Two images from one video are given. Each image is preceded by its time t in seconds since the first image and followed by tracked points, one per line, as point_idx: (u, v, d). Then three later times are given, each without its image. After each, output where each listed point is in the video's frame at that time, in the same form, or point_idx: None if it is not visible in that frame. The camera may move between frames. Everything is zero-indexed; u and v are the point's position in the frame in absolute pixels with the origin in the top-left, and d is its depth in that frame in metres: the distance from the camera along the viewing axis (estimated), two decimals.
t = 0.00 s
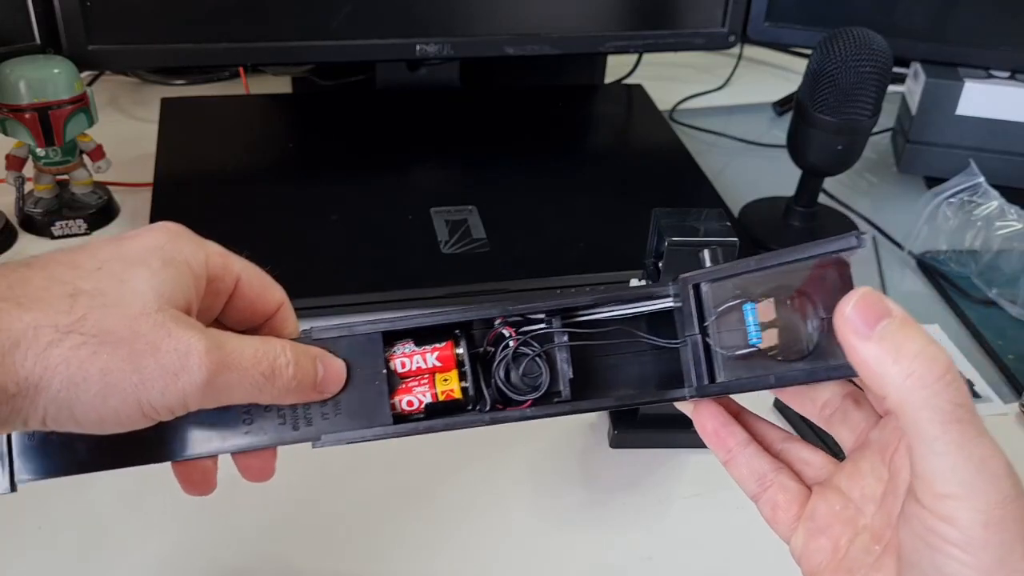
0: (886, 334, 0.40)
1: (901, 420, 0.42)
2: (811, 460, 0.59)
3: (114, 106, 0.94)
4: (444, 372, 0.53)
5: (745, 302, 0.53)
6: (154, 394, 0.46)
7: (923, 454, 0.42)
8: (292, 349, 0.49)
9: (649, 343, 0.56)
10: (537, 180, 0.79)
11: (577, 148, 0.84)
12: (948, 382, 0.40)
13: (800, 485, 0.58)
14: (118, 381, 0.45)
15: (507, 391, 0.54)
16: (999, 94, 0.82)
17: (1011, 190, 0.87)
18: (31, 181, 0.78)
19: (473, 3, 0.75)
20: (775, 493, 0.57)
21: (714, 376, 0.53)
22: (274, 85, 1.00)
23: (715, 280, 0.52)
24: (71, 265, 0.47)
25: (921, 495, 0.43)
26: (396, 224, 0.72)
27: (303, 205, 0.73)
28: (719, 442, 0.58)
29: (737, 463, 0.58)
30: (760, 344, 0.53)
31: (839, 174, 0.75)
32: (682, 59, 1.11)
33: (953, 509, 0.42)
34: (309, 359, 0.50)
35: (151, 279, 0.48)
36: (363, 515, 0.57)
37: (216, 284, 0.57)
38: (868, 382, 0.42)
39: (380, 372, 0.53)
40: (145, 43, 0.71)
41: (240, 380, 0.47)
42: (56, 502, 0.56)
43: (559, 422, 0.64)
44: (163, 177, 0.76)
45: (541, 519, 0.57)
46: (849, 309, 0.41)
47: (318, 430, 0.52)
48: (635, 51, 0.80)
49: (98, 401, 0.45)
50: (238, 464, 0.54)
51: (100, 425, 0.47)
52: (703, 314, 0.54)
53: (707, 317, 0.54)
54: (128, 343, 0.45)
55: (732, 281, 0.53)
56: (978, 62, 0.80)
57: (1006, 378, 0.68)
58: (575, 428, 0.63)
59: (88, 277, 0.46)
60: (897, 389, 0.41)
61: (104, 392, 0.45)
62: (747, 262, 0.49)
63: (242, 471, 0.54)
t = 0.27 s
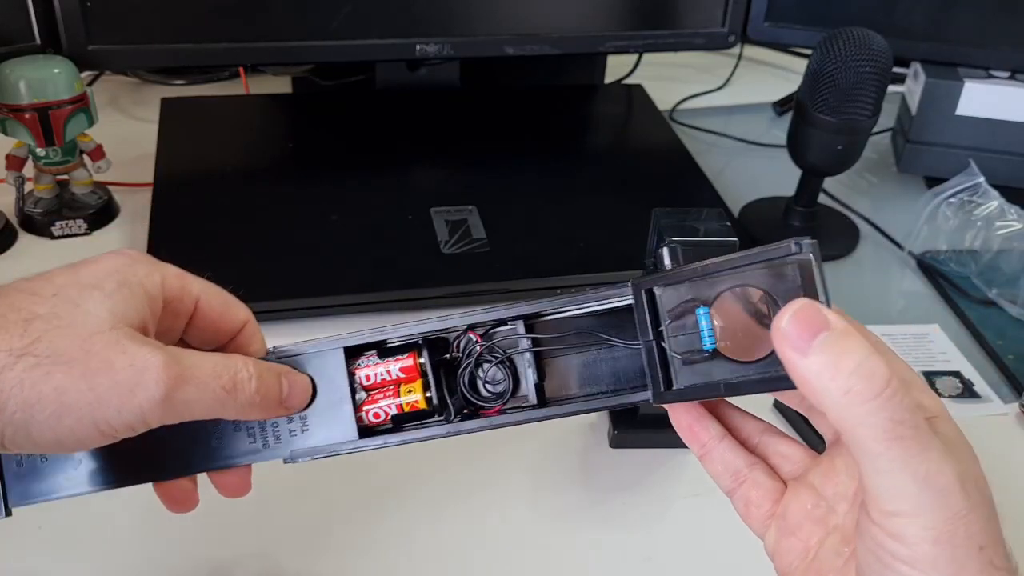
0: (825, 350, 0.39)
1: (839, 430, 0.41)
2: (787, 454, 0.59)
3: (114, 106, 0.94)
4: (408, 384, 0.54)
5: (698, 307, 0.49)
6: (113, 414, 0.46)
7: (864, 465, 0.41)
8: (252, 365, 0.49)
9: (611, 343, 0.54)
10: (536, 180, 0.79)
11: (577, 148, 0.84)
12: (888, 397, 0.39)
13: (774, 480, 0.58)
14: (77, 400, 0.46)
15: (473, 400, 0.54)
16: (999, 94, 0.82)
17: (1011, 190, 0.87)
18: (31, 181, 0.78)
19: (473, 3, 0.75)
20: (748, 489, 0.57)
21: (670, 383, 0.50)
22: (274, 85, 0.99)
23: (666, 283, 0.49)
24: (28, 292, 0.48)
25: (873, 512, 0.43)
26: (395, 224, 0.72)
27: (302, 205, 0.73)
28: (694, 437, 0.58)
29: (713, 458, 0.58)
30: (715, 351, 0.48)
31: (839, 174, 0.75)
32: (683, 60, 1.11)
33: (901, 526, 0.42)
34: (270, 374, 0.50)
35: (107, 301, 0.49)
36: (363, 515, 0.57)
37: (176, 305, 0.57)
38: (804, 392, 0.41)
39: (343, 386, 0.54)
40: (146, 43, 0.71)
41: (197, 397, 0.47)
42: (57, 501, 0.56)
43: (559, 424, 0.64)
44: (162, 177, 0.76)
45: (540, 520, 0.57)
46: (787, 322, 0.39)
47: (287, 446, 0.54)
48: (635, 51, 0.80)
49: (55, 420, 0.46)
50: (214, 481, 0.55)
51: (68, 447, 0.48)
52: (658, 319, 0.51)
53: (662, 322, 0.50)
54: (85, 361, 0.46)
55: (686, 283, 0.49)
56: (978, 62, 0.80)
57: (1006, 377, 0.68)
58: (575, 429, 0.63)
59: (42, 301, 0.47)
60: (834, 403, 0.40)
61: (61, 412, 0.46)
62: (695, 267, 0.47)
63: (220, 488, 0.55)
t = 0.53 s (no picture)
0: (816, 348, 0.39)
1: (830, 431, 0.41)
2: (784, 462, 0.60)
3: (114, 106, 0.94)
4: (403, 389, 0.54)
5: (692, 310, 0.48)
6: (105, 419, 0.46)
7: (853, 469, 0.41)
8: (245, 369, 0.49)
9: (603, 347, 0.55)
10: (536, 180, 0.79)
11: (577, 148, 0.84)
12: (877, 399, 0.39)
13: (766, 490, 0.58)
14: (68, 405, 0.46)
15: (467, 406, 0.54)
16: (999, 95, 0.82)
17: (1011, 191, 0.87)
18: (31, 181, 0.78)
19: (474, 3, 0.75)
20: (741, 496, 0.57)
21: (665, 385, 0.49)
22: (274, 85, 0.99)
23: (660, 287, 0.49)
24: (17, 295, 0.47)
25: (857, 513, 0.43)
26: (396, 224, 0.72)
27: (302, 205, 0.73)
28: (688, 442, 0.59)
29: (706, 463, 0.58)
30: (710, 354, 0.48)
31: (839, 174, 0.75)
32: (683, 60, 1.11)
33: (887, 530, 0.42)
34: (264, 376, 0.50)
35: (96, 305, 0.48)
36: (360, 515, 0.57)
37: (166, 306, 0.57)
38: (796, 392, 0.42)
39: (337, 388, 0.55)
40: (146, 43, 0.71)
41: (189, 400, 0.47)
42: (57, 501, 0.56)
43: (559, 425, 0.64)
44: (162, 177, 0.75)
45: (539, 520, 0.57)
46: (779, 320, 0.39)
47: (281, 449, 0.54)
48: (635, 52, 0.80)
49: (46, 425, 0.46)
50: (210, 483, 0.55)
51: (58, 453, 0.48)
52: (653, 321, 0.50)
53: (657, 324, 0.50)
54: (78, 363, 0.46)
55: (679, 286, 0.49)
56: (978, 62, 0.80)
57: (1005, 377, 0.68)
58: (575, 429, 0.63)
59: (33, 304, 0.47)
60: (824, 403, 0.40)
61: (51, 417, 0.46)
62: (688, 269, 0.47)
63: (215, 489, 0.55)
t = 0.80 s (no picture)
0: (832, 348, 0.39)
1: (843, 430, 0.42)
2: (789, 470, 0.59)
3: (114, 105, 0.94)
4: (412, 388, 0.54)
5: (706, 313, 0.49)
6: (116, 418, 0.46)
7: (864, 467, 0.42)
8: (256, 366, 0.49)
9: (613, 351, 0.55)
10: (536, 180, 0.79)
11: (577, 148, 0.84)
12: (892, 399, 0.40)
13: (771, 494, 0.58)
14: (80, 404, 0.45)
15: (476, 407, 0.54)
16: (999, 95, 0.82)
17: (1011, 191, 0.87)
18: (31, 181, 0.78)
19: (474, 3, 0.75)
20: (746, 501, 0.57)
21: (677, 389, 0.50)
22: (274, 85, 0.99)
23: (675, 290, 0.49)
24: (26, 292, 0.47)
25: (868, 512, 0.44)
26: (396, 224, 0.72)
27: (303, 205, 0.73)
28: (693, 447, 0.58)
29: (710, 468, 0.58)
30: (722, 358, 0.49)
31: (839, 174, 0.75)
32: (683, 59, 1.11)
33: (898, 530, 0.42)
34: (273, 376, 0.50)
35: (107, 303, 0.48)
36: (363, 516, 0.57)
37: (176, 303, 0.57)
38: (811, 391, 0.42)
39: (348, 386, 0.54)
40: (146, 43, 0.71)
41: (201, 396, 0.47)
42: (58, 500, 0.56)
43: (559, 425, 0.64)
44: (163, 177, 0.75)
45: (540, 520, 0.57)
46: (796, 320, 0.40)
47: (288, 447, 0.54)
48: (635, 52, 0.80)
49: (58, 424, 0.46)
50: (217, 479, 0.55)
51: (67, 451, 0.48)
52: (666, 324, 0.51)
53: (669, 327, 0.50)
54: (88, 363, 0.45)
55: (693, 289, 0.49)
56: (978, 62, 0.80)
57: (1005, 376, 0.68)
58: (575, 429, 0.63)
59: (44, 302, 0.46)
60: (839, 401, 0.40)
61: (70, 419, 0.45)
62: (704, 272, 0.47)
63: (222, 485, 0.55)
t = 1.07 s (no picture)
0: (841, 346, 0.40)
1: (852, 429, 0.42)
2: (797, 463, 0.59)
3: (114, 105, 0.94)
4: (418, 382, 0.53)
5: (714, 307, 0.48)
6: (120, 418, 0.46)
7: (872, 466, 0.42)
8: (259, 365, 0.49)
9: (620, 343, 0.55)
10: (536, 180, 0.79)
11: (577, 148, 0.84)
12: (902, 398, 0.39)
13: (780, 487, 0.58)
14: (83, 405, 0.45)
15: (482, 399, 0.54)
16: (999, 95, 0.82)
17: (1011, 191, 0.87)
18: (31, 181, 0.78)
19: (474, 3, 0.75)
20: (753, 495, 0.57)
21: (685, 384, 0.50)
22: (274, 85, 0.99)
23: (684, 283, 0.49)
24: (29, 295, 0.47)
25: (874, 511, 0.44)
26: (396, 224, 0.72)
27: (303, 205, 0.73)
28: (699, 441, 0.58)
29: (717, 462, 0.58)
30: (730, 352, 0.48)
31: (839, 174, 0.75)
32: (683, 60, 1.11)
33: (903, 530, 0.42)
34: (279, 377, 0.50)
35: (110, 303, 0.48)
36: (363, 516, 0.57)
37: (178, 301, 0.57)
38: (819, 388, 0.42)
39: (353, 383, 0.54)
40: (146, 43, 0.70)
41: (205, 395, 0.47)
42: (58, 500, 0.56)
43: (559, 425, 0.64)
44: (163, 177, 0.75)
45: (540, 520, 0.57)
46: (805, 317, 0.40)
47: (294, 443, 0.54)
48: (635, 52, 0.80)
49: (63, 425, 0.46)
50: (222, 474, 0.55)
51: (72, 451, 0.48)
52: (674, 318, 0.50)
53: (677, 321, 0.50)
54: (90, 365, 0.45)
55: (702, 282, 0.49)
56: (978, 62, 0.80)
57: (1005, 376, 0.68)
58: (575, 429, 0.63)
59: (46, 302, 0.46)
60: (847, 399, 0.40)
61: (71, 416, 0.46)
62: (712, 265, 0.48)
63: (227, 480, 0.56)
